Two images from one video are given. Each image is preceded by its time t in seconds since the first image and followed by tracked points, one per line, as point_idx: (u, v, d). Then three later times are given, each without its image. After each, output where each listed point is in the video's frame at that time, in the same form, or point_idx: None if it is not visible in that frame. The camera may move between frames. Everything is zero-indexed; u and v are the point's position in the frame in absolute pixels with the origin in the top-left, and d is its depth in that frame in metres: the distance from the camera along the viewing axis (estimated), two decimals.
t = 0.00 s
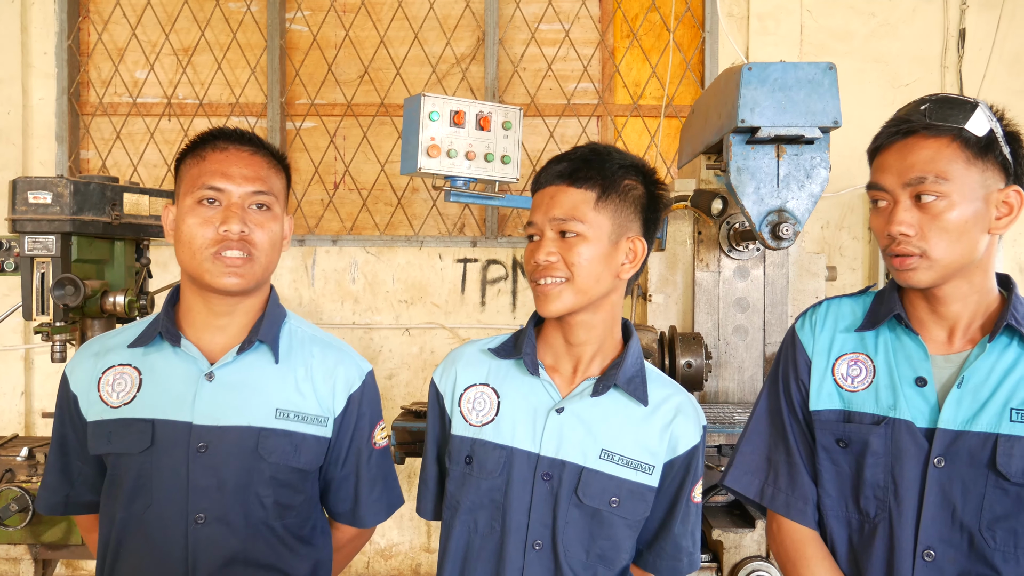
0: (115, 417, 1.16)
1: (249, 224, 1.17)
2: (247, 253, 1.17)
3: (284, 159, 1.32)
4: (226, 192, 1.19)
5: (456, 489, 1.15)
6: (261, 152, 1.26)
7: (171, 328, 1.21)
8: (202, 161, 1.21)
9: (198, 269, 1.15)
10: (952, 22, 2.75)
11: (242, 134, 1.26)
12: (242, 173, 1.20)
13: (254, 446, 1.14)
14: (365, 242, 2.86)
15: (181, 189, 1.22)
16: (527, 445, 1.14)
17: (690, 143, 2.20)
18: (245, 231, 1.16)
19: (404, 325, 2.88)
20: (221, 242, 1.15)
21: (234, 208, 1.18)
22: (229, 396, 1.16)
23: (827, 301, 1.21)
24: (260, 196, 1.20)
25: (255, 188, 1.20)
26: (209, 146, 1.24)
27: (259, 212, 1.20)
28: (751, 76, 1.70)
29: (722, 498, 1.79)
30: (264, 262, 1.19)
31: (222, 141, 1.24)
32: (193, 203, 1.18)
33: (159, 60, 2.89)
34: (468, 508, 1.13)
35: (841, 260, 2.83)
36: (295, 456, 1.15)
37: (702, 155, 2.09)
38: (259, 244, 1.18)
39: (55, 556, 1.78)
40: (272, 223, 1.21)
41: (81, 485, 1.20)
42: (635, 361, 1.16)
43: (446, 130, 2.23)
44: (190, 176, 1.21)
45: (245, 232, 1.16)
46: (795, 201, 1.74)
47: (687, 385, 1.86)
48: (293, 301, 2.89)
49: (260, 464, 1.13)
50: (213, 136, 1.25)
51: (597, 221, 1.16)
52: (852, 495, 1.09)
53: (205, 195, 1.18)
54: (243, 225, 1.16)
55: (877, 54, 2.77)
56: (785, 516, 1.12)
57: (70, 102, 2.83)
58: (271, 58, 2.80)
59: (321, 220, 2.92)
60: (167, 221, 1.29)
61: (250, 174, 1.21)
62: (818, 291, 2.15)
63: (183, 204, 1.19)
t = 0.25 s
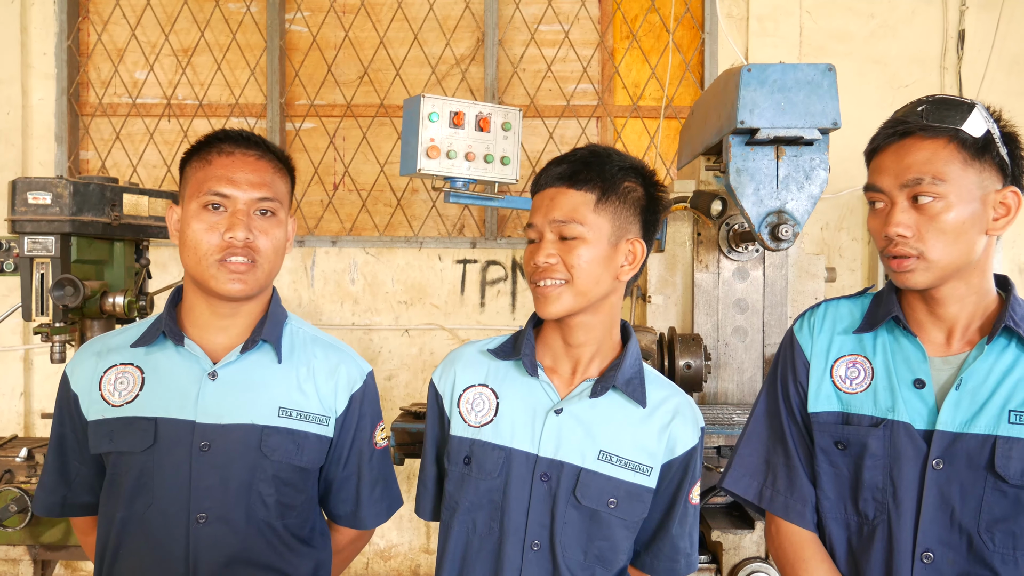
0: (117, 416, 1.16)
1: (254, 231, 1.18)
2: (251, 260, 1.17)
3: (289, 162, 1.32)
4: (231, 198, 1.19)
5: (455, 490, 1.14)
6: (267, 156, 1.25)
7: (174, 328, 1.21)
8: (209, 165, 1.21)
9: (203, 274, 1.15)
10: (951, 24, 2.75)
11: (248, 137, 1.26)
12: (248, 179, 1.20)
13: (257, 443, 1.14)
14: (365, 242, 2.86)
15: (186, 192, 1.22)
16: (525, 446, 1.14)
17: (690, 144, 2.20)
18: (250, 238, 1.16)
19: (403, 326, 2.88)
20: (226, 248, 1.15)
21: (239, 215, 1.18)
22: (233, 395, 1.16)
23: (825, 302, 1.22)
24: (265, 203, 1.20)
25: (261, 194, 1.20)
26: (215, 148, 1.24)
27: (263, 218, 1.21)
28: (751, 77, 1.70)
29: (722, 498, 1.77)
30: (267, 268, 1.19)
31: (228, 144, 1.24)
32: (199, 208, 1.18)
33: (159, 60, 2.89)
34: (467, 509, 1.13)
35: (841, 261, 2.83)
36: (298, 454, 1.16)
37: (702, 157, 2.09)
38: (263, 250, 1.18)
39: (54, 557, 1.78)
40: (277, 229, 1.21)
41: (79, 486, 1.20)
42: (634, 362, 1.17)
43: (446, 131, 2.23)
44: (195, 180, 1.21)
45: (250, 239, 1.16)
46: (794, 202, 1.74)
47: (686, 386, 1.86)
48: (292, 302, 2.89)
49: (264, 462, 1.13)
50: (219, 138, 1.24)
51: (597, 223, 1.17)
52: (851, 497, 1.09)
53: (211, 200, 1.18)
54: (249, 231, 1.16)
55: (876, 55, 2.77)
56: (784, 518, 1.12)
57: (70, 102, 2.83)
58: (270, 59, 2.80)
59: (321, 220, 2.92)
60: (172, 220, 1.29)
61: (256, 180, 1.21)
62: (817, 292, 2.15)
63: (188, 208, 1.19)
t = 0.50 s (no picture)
0: (116, 415, 1.16)
1: (258, 231, 1.18)
2: (254, 260, 1.17)
3: (293, 164, 1.32)
4: (236, 198, 1.18)
5: (451, 491, 1.14)
6: (273, 158, 1.25)
7: (174, 328, 1.21)
8: (214, 164, 1.21)
9: (205, 274, 1.15)
10: (949, 26, 2.76)
11: (254, 138, 1.26)
12: (253, 180, 1.20)
13: (256, 444, 1.14)
14: (363, 244, 2.86)
15: (191, 191, 1.22)
16: (522, 447, 1.14)
17: (688, 146, 2.20)
18: (253, 238, 1.16)
19: (402, 327, 2.88)
20: (229, 248, 1.15)
21: (244, 215, 1.18)
22: (232, 395, 1.16)
23: (823, 305, 1.22)
24: (269, 204, 1.20)
25: (266, 195, 1.20)
26: (220, 148, 1.24)
27: (267, 219, 1.20)
28: (749, 79, 1.70)
29: (721, 500, 1.77)
30: (269, 269, 1.19)
31: (235, 144, 1.24)
32: (203, 207, 1.18)
33: (158, 61, 2.89)
34: (463, 510, 1.13)
35: (839, 263, 2.83)
36: (296, 456, 1.16)
37: (700, 159, 2.10)
38: (265, 251, 1.18)
39: (52, 558, 1.78)
40: (280, 231, 1.21)
41: (78, 486, 1.20)
42: (629, 363, 1.16)
43: (444, 132, 2.23)
44: (200, 179, 1.21)
45: (254, 240, 1.16)
46: (792, 204, 1.73)
47: (684, 388, 1.87)
48: (290, 303, 2.89)
49: (262, 463, 1.13)
50: (225, 138, 1.24)
51: (598, 228, 1.17)
52: (849, 500, 1.09)
53: (215, 199, 1.18)
54: (253, 232, 1.16)
55: (874, 58, 2.77)
56: (782, 521, 1.12)
57: (68, 104, 2.83)
58: (269, 60, 2.80)
59: (319, 222, 2.92)
60: (174, 218, 1.29)
61: (261, 181, 1.21)
62: (815, 294, 2.15)
63: (192, 207, 1.19)
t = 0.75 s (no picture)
0: (118, 415, 1.16)
1: (265, 231, 1.18)
2: (260, 260, 1.17)
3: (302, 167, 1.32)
4: (244, 197, 1.19)
5: (447, 492, 1.14)
6: (281, 159, 1.26)
7: (177, 329, 1.21)
8: (223, 164, 1.22)
9: (211, 272, 1.15)
10: (947, 28, 2.76)
11: (263, 139, 1.26)
12: (261, 180, 1.20)
13: (257, 447, 1.14)
14: (361, 245, 2.86)
15: (198, 190, 1.22)
16: (517, 447, 1.14)
17: (686, 148, 2.21)
18: (260, 239, 1.17)
19: (400, 328, 2.88)
20: (235, 247, 1.15)
21: (251, 215, 1.18)
22: (233, 397, 1.16)
23: (818, 307, 1.22)
24: (277, 205, 1.21)
25: (274, 196, 1.21)
26: (229, 149, 1.24)
27: (274, 220, 1.21)
28: (746, 81, 1.71)
29: (717, 502, 1.74)
30: (275, 269, 1.19)
31: (244, 145, 1.24)
32: (211, 206, 1.18)
33: (155, 63, 2.89)
34: (460, 511, 1.13)
35: (836, 264, 2.84)
36: (297, 459, 1.15)
37: (698, 160, 2.10)
38: (272, 251, 1.18)
39: (49, 559, 1.78)
40: (287, 231, 1.21)
41: (79, 485, 1.20)
42: (623, 364, 1.17)
43: (442, 133, 2.23)
44: (208, 178, 1.21)
45: (260, 239, 1.17)
46: (789, 205, 1.73)
47: (681, 388, 1.87)
48: (288, 304, 2.89)
49: (262, 466, 1.13)
50: (235, 139, 1.25)
51: (599, 230, 1.17)
52: (846, 502, 1.10)
53: (223, 198, 1.18)
54: (260, 232, 1.17)
55: (872, 59, 2.78)
56: (779, 523, 1.12)
57: (66, 105, 2.83)
58: (267, 61, 2.80)
59: (317, 222, 2.92)
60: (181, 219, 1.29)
61: (269, 181, 1.21)
62: (813, 296, 2.15)
63: (200, 206, 1.19)
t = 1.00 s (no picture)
0: (120, 415, 1.16)
1: (271, 231, 1.17)
2: (265, 258, 1.16)
3: (309, 169, 1.32)
4: (250, 198, 1.19)
5: (442, 494, 1.14)
6: (289, 160, 1.26)
7: (181, 329, 1.21)
8: (230, 164, 1.22)
9: (215, 271, 1.15)
10: (945, 28, 2.76)
11: (271, 140, 1.26)
12: (267, 181, 1.20)
13: (257, 450, 1.14)
14: (360, 245, 2.86)
15: (205, 190, 1.22)
16: (513, 447, 1.14)
17: (685, 148, 2.21)
18: (266, 238, 1.16)
19: (399, 328, 2.88)
20: (239, 246, 1.15)
21: (257, 215, 1.18)
22: (235, 399, 1.16)
23: (810, 308, 1.22)
24: (283, 205, 1.20)
25: (280, 196, 1.20)
26: (237, 150, 1.25)
27: (280, 220, 1.20)
28: (745, 81, 1.71)
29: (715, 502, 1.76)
30: (280, 269, 1.18)
31: (251, 146, 1.24)
32: (217, 206, 1.18)
33: (154, 62, 2.89)
34: (455, 513, 1.12)
35: (835, 264, 2.84)
36: (297, 463, 1.15)
37: (697, 160, 2.10)
38: (278, 251, 1.17)
39: (49, 559, 1.78)
40: (293, 232, 1.21)
41: (82, 484, 1.20)
42: (617, 361, 1.17)
43: (441, 133, 2.23)
44: (215, 178, 1.21)
45: (266, 239, 1.16)
46: (788, 205, 1.73)
47: (680, 388, 1.87)
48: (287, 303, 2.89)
49: (262, 469, 1.13)
50: (242, 140, 1.25)
51: (603, 222, 1.18)
52: (839, 502, 1.09)
53: (229, 198, 1.18)
54: (265, 231, 1.16)
55: (871, 60, 2.78)
56: (773, 524, 1.11)
57: (65, 104, 2.83)
58: (265, 61, 2.80)
59: (316, 222, 2.92)
60: (187, 220, 1.29)
61: (275, 182, 1.21)
62: (812, 295, 2.16)
63: (206, 206, 1.19)
